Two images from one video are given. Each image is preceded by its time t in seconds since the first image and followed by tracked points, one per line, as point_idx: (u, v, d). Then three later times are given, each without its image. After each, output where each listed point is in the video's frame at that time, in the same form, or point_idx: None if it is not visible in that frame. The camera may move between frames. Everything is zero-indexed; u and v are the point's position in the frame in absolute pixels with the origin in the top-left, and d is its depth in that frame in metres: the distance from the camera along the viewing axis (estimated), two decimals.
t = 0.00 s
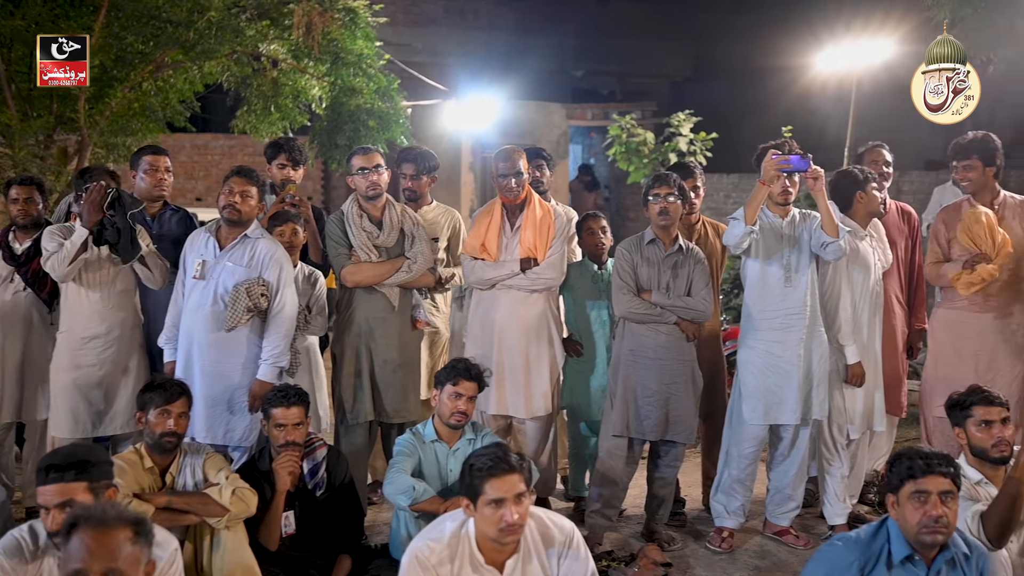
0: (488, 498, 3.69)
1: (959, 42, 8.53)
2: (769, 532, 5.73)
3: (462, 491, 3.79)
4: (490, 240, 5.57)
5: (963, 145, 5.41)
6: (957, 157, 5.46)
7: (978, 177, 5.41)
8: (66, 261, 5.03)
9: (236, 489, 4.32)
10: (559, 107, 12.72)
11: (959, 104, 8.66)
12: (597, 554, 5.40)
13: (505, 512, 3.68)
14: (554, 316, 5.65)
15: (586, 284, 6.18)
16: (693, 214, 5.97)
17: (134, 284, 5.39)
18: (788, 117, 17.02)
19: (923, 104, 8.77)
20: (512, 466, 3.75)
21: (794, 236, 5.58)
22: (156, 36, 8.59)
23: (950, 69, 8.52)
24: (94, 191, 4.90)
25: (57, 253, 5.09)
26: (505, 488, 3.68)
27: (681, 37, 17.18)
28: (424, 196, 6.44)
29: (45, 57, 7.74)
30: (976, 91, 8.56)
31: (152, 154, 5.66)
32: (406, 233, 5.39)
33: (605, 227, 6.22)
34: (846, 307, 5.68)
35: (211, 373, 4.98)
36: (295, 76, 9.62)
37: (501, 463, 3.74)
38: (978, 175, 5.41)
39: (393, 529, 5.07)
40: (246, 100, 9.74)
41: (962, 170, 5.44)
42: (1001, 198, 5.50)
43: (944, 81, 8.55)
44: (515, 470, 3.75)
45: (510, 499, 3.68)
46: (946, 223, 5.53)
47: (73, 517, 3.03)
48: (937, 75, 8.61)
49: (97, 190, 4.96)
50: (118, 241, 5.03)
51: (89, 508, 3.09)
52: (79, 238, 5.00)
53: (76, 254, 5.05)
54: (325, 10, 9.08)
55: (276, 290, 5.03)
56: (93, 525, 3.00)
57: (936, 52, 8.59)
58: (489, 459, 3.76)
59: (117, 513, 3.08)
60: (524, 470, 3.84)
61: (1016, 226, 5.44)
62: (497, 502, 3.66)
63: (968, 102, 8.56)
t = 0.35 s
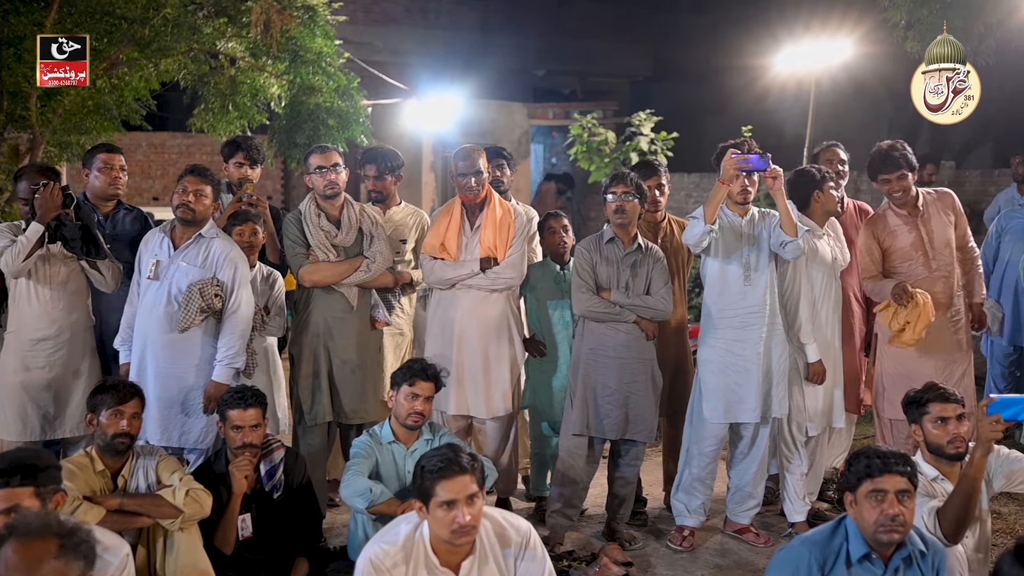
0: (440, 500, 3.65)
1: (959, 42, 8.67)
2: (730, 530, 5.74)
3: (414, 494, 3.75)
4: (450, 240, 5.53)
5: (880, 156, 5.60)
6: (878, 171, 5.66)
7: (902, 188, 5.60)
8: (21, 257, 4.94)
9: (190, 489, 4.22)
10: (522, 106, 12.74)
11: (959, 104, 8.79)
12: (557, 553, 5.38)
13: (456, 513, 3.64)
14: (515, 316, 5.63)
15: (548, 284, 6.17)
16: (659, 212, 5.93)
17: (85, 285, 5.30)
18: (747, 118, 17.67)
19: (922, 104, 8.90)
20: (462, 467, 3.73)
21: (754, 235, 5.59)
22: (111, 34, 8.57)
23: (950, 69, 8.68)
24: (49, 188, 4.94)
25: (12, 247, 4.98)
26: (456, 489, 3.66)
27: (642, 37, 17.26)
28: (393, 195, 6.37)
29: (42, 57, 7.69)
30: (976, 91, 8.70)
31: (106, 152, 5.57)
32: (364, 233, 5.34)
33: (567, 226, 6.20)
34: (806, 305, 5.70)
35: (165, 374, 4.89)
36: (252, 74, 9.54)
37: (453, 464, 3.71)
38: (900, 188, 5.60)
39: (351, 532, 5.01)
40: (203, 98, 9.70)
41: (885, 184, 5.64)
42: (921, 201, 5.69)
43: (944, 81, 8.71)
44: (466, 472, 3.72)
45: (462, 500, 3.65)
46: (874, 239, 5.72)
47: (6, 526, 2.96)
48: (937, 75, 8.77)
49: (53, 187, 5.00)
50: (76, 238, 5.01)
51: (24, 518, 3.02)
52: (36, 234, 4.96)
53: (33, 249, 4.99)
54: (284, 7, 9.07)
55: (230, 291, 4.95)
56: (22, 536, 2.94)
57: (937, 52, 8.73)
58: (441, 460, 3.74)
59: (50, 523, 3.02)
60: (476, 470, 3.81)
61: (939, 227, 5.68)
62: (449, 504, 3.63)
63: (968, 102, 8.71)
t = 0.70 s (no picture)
0: (419, 499, 3.61)
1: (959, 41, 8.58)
2: (704, 530, 5.74)
3: (392, 493, 3.71)
4: (423, 240, 5.50)
5: (831, 162, 5.77)
6: (833, 180, 5.82)
7: (857, 196, 5.78)
8: None
9: (160, 490, 4.17)
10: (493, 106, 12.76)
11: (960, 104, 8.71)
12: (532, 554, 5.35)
13: (436, 512, 3.60)
14: (489, 317, 5.61)
15: (523, 285, 6.15)
16: (635, 211, 5.89)
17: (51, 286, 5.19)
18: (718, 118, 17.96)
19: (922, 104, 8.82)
20: (442, 466, 3.69)
21: (727, 235, 5.61)
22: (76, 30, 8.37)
23: (950, 69, 8.59)
24: (21, 201, 4.87)
25: None
26: (435, 488, 3.62)
27: (614, 37, 17.28)
28: (349, 194, 6.32)
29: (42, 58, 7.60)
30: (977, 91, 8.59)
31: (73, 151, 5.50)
32: (336, 232, 5.28)
33: (540, 226, 6.18)
34: (779, 305, 5.71)
35: (135, 376, 4.82)
36: (221, 73, 9.33)
37: (432, 462, 3.68)
38: (855, 196, 5.77)
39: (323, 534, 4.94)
40: (171, 96, 9.51)
41: (842, 192, 5.80)
42: (875, 203, 5.93)
43: (944, 81, 8.63)
44: (445, 471, 3.68)
45: (442, 499, 3.61)
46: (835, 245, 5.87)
47: None
48: (937, 75, 8.68)
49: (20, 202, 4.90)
50: (46, 252, 5.03)
51: None
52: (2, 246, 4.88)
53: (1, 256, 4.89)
54: (252, 5, 9.02)
55: (201, 291, 4.87)
56: None
57: (937, 52, 8.63)
58: (420, 459, 3.71)
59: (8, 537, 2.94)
60: (455, 469, 3.77)
61: (894, 225, 5.92)
62: (429, 502, 3.59)
63: (968, 102, 8.63)
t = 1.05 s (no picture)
0: (403, 498, 3.57)
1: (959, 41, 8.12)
2: (674, 528, 5.76)
3: (375, 491, 3.67)
4: (393, 240, 5.45)
5: (794, 161, 5.82)
6: (796, 178, 5.85)
7: (818, 195, 5.81)
8: None
9: (128, 496, 4.09)
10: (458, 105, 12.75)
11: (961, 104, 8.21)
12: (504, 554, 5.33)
13: (419, 512, 3.56)
14: (459, 317, 5.58)
15: (492, 285, 6.14)
16: (611, 210, 5.86)
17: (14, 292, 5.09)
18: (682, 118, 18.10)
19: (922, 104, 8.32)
20: (428, 466, 3.66)
21: (697, 235, 5.64)
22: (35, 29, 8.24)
23: (950, 68, 8.12)
24: None
25: None
26: (420, 487, 3.59)
27: (578, 36, 17.29)
28: (297, 191, 6.27)
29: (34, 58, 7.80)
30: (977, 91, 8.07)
31: (33, 150, 5.38)
32: (305, 233, 5.24)
33: (509, 226, 6.17)
34: (747, 304, 5.75)
35: (101, 378, 4.73)
36: (183, 71, 9.25)
37: (418, 462, 3.65)
38: (817, 195, 5.81)
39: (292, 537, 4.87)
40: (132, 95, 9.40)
41: (805, 192, 5.83)
42: (835, 203, 5.95)
43: (943, 82, 8.14)
44: (431, 470, 3.66)
45: (425, 499, 3.58)
46: (798, 244, 5.90)
47: None
48: (937, 75, 8.20)
49: None
50: (7, 278, 4.97)
51: None
52: None
53: None
54: (215, 3, 8.93)
55: (168, 292, 4.80)
56: None
57: (936, 52, 8.19)
58: (405, 458, 3.67)
59: None
60: (439, 470, 3.75)
61: (854, 225, 5.94)
62: (412, 501, 3.55)
63: (968, 103, 8.10)
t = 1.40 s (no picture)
0: (374, 500, 3.54)
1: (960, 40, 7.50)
2: (643, 527, 5.77)
3: (346, 494, 3.63)
4: (361, 240, 5.40)
5: (764, 160, 5.79)
6: (764, 172, 5.82)
7: (787, 187, 5.78)
8: None
9: (96, 502, 4.01)
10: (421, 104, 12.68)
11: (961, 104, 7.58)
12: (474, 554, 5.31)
13: (390, 514, 3.53)
14: (428, 317, 5.52)
15: (459, 285, 6.13)
16: (581, 210, 5.86)
17: None
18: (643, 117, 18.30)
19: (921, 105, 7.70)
20: (400, 468, 3.63)
21: (665, 233, 5.65)
22: None
23: (950, 68, 7.51)
24: None
25: None
26: (391, 489, 3.55)
27: (539, 35, 17.28)
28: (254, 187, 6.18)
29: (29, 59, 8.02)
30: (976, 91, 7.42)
31: None
32: (271, 233, 5.16)
33: (475, 225, 6.13)
34: (712, 303, 5.79)
35: (64, 381, 4.63)
36: (141, 68, 8.99)
37: (388, 465, 3.61)
38: (785, 188, 5.78)
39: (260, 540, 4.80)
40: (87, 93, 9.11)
41: (772, 184, 5.80)
42: (804, 199, 5.95)
43: (943, 81, 7.52)
44: (402, 472, 3.62)
45: (396, 501, 3.55)
46: (765, 240, 5.94)
47: None
48: (937, 75, 7.58)
49: None
50: None
51: None
52: None
53: None
54: None
55: (132, 293, 4.70)
56: None
57: (936, 52, 7.54)
58: (375, 461, 3.63)
59: None
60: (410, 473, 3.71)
61: (822, 222, 5.96)
62: (382, 504, 3.52)
63: (968, 103, 7.44)
